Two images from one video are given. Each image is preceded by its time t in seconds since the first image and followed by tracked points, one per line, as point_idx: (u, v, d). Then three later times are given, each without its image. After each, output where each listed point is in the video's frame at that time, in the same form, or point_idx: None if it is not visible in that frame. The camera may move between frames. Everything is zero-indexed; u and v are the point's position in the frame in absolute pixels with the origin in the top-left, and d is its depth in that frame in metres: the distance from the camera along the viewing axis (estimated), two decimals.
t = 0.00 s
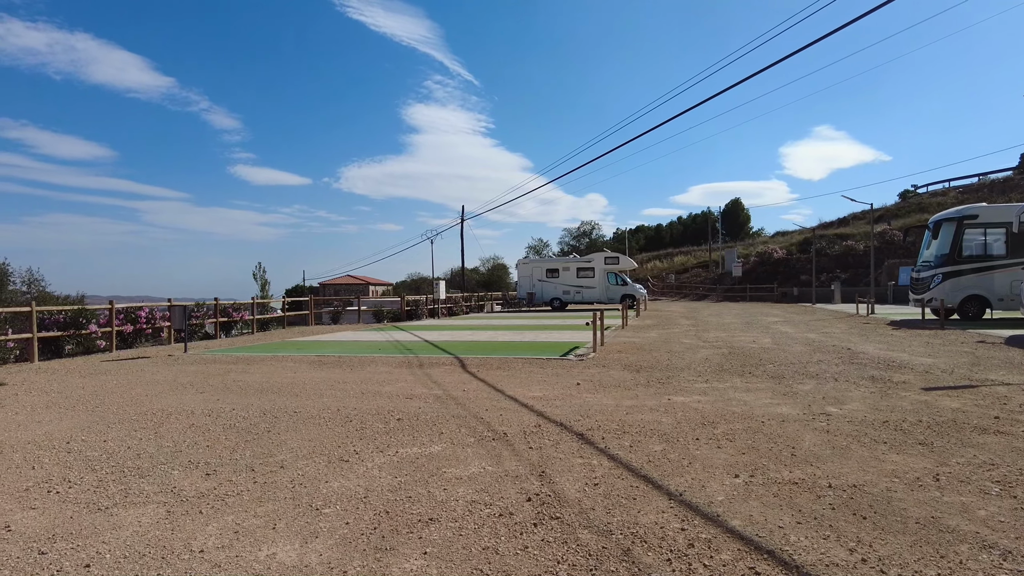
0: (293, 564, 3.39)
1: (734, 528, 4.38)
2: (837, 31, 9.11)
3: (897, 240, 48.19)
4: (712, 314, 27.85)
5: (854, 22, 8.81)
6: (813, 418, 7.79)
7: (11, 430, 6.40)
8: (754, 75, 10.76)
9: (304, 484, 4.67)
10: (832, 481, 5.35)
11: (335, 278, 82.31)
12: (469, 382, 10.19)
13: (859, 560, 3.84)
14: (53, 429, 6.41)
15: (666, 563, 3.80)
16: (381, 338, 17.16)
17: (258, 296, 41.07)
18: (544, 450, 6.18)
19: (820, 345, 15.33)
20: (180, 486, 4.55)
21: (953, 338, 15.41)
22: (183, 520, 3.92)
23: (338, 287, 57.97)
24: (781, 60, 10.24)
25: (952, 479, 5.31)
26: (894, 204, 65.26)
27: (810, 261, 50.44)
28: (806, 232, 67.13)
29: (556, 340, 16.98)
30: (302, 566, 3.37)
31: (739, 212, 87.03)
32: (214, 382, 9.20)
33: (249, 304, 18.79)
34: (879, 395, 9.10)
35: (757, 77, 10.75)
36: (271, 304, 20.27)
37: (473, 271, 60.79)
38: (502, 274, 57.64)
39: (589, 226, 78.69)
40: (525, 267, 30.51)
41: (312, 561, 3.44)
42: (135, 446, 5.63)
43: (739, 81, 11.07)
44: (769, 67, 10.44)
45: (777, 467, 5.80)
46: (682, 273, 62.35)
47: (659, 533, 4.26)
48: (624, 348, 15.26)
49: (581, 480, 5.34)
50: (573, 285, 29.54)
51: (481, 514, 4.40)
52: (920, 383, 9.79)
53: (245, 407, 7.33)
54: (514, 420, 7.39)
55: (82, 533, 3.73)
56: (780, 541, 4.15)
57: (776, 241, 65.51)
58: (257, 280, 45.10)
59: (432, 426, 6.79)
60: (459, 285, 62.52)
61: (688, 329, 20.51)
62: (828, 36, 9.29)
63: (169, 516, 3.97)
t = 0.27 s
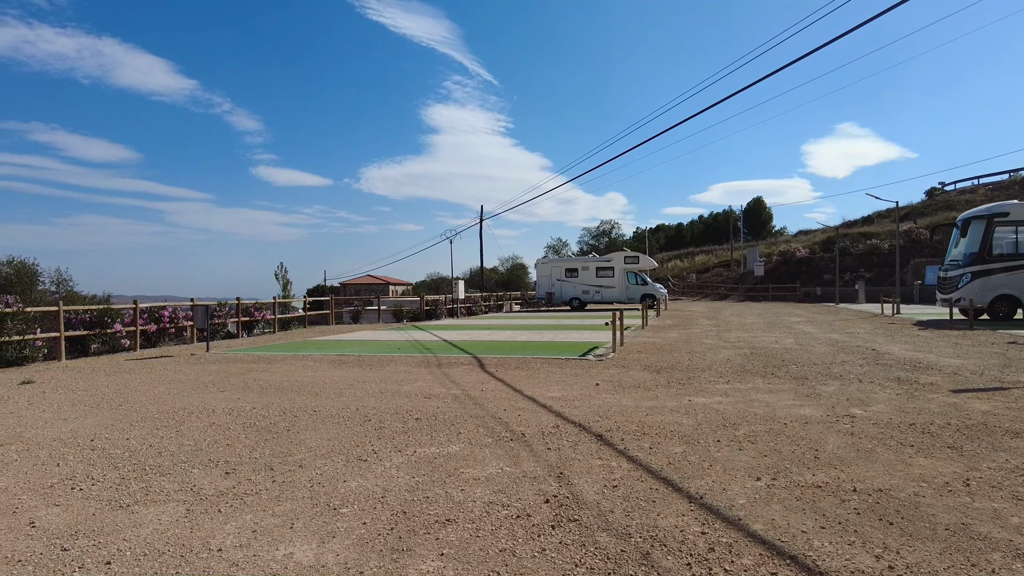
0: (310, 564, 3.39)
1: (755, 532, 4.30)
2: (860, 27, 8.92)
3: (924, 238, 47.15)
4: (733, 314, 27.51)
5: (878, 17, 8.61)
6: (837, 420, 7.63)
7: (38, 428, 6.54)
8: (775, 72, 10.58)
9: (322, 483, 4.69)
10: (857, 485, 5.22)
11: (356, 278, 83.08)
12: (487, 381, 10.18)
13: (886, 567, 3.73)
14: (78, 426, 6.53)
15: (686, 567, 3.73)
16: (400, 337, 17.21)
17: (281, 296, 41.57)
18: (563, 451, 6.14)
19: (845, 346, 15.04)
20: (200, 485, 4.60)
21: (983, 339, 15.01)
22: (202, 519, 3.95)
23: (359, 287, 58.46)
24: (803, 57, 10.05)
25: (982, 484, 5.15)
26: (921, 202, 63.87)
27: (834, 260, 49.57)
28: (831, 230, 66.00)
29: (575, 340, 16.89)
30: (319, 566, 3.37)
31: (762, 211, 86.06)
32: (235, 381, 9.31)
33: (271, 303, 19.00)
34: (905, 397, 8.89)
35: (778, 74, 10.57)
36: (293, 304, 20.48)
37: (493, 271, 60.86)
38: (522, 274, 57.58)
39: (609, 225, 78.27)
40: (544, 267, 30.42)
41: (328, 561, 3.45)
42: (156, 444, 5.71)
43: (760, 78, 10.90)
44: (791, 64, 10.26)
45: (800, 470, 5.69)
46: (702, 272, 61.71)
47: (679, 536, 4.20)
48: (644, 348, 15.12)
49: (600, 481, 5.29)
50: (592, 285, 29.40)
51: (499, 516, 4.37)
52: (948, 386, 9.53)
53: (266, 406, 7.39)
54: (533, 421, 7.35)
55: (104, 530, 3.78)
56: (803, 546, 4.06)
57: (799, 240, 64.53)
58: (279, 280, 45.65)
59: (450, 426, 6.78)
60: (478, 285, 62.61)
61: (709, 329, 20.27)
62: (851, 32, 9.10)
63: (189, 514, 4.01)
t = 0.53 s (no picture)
0: (324, 566, 3.39)
1: (779, 538, 4.18)
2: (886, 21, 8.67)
3: (957, 236, 45.88)
4: (758, 314, 27.07)
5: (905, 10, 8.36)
6: (865, 423, 7.42)
7: (65, 426, 6.68)
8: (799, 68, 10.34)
9: (340, 484, 4.69)
10: (885, 491, 5.06)
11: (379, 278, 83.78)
12: (508, 381, 10.14)
13: None
14: (104, 424, 6.66)
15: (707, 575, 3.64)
16: (422, 336, 17.25)
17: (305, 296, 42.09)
18: (582, 453, 6.07)
19: (873, 346, 14.67)
20: (218, 484, 4.64)
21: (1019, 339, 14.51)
22: (219, 519, 3.98)
23: (382, 288, 58.88)
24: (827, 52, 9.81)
25: (1019, 491, 4.95)
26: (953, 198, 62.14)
27: (862, 258, 48.49)
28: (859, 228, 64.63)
29: (597, 340, 16.75)
30: (334, 569, 3.36)
31: (787, 208, 84.52)
32: (258, 380, 9.42)
33: (294, 302, 19.21)
34: (936, 399, 8.62)
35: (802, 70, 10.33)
36: (316, 303, 20.67)
37: (514, 270, 60.78)
38: (543, 273, 57.42)
39: (631, 224, 77.63)
40: (566, 266, 30.27)
41: (343, 564, 3.43)
42: (178, 442, 5.79)
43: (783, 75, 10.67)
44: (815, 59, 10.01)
45: (826, 474, 5.54)
46: (727, 271, 60.89)
47: (700, 542, 4.10)
48: (666, 348, 14.94)
49: (620, 484, 5.21)
50: (614, 284, 29.17)
51: (517, 518, 4.33)
52: (981, 388, 9.22)
53: (286, 405, 7.45)
54: (552, 422, 7.29)
55: (124, 529, 3.83)
56: (829, 554, 3.93)
57: (826, 238, 63.29)
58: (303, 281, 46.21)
59: (469, 426, 6.75)
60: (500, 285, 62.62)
61: (733, 329, 19.96)
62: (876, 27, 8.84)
63: (206, 514, 4.05)
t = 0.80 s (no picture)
0: (344, 566, 3.39)
1: (808, 544, 4.06)
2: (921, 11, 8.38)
3: (996, 233, 44.37)
4: (788, 313, 26.54)
5: None
6: (899, 425, 7.19)
7: (96, 422, 6.85)
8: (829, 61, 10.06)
9: (361, 482, 4.71)
10: (921, 496, 4.88)
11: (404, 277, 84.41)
12: (531, 380, 10.10)
13: None
14: (134, 421, 6.80)
15: None
16: (446, 335, 17.30)
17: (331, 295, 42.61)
18: (606, 454, 5.99)
19: (906, 346, 14.25)
20: (242, 482, 4.69)
21: None
22: (242, 517, 4.02)
23: (407, 287, 59.30)
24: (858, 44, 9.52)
25: None
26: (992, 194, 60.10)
27: (896, 256, 47.22)
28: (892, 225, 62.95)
29: (622, 339, 16.59)
30: (353, 569, 3.36)
31: (817, 205, 82.74)
32: (283, 378, 9.53)
33: (321, 301, 19.44)
34: (974, 401, 8.31)
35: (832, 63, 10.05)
36: (342, 302, 20.89)
37: (539, 269, 60.62)
38: (568, 272, 57.18)
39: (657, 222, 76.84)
40: (590, 265, 30.07)
41: (363, 564, 3.43)
42: (204, 440, 5.88)
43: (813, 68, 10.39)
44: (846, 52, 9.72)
45: (858, 478, 5.37)
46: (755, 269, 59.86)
47: (725, 547, 4.00)
48: (693, 348, 14.72)
49: (643, 487, 5.13)
50: (640, 283, 28.87)
51: (538, 520, 4.28)
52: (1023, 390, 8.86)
53: (310, 404, 7.52)
54: (575, 422, 7.22)
55: (148, 526, 3.90)
56: (860, 561, 3.80)
57: (858, 236, 61.79)
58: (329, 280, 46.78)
59: (491, 426, 6.72)
60: (525, 284, 62.55)
61: (761, 328, 19.58)
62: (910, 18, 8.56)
63: (229, 512, 4.09)
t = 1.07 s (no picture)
0: (368, 566, 3.39)
1: (841, 552, 3.94)
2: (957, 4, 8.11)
3: None
4: (817, 314, 25.98)
5: None
6: (935, 430, 6.95)
7: (128, 420, 7.00)
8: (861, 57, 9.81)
9: (386, 482, 4.72)
10: (960, 504, 4.70)
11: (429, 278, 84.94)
12: (556, 381, 10.04)
13: None
14: (164, 419, 6.92)
15: None
16: (471, 335, 17.31)
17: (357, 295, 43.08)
18: (632, 456, 5.92)
19: (941, 348, 13.82)
20: (268, 480, 4.74)
21: None
22: (268, 515, 4.05)
23: (432, 287, 59.64)
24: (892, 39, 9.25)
25: None
26: None
27: (931, 256, 45.92)
28: (926, 224, 61.25)
29: (647, 340, 16.41)
30: (378, 570, 3.35)
31: (848, 204, 80.93)
32: (309, 378, 9.63)
33: (347, 301, 19.64)
34: (1015, 405, 8.00)
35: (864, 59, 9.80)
36: (368, 302, 21.07)
37: (563, 270, 60.39)
38: (592, 272, 56.89)
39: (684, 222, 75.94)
40: (615, 265, 29.84)
41: (387, 564, 3.42)
42: (231, 438, 5.96)
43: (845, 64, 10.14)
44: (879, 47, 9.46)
45: (892, 484, 5.20)
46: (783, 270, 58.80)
47: (755, 553, 3.90)
48: (720, 349, 14.48)
49: (670, 490, 5.04)
50: (666, 283, 28.55)
51: (564, 523, 4.23)
52: None
53: (337, 403, 7.57)
54: (600, 424, 7.15)
55: (177, 523, 3.95)
56: (896, 571, 3.67)
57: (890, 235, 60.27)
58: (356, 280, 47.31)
59: (515, 427, 6.68)
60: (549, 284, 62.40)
61: (790, 329, 19.18)
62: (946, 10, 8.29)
63: (255, 510, 4.13)
